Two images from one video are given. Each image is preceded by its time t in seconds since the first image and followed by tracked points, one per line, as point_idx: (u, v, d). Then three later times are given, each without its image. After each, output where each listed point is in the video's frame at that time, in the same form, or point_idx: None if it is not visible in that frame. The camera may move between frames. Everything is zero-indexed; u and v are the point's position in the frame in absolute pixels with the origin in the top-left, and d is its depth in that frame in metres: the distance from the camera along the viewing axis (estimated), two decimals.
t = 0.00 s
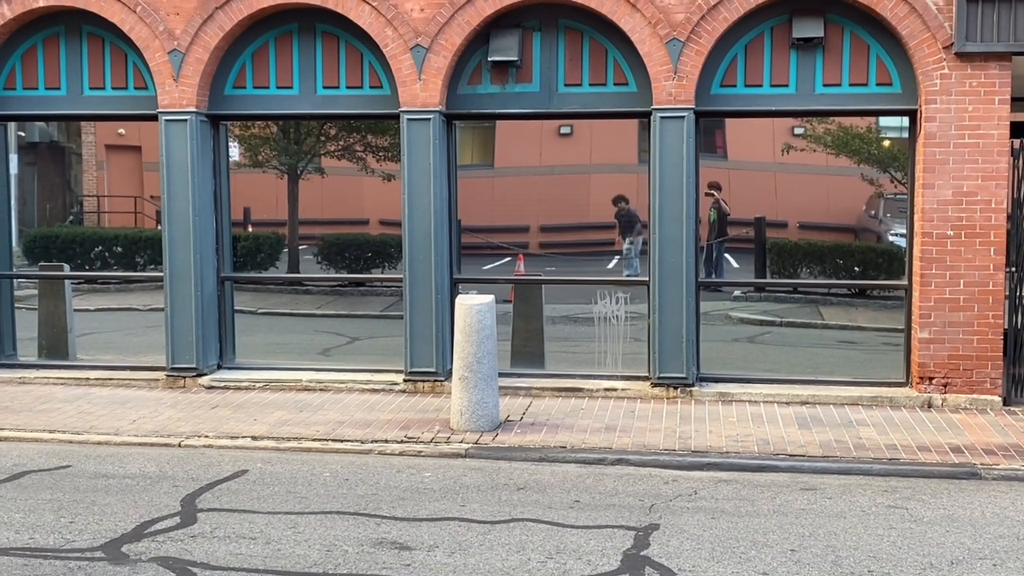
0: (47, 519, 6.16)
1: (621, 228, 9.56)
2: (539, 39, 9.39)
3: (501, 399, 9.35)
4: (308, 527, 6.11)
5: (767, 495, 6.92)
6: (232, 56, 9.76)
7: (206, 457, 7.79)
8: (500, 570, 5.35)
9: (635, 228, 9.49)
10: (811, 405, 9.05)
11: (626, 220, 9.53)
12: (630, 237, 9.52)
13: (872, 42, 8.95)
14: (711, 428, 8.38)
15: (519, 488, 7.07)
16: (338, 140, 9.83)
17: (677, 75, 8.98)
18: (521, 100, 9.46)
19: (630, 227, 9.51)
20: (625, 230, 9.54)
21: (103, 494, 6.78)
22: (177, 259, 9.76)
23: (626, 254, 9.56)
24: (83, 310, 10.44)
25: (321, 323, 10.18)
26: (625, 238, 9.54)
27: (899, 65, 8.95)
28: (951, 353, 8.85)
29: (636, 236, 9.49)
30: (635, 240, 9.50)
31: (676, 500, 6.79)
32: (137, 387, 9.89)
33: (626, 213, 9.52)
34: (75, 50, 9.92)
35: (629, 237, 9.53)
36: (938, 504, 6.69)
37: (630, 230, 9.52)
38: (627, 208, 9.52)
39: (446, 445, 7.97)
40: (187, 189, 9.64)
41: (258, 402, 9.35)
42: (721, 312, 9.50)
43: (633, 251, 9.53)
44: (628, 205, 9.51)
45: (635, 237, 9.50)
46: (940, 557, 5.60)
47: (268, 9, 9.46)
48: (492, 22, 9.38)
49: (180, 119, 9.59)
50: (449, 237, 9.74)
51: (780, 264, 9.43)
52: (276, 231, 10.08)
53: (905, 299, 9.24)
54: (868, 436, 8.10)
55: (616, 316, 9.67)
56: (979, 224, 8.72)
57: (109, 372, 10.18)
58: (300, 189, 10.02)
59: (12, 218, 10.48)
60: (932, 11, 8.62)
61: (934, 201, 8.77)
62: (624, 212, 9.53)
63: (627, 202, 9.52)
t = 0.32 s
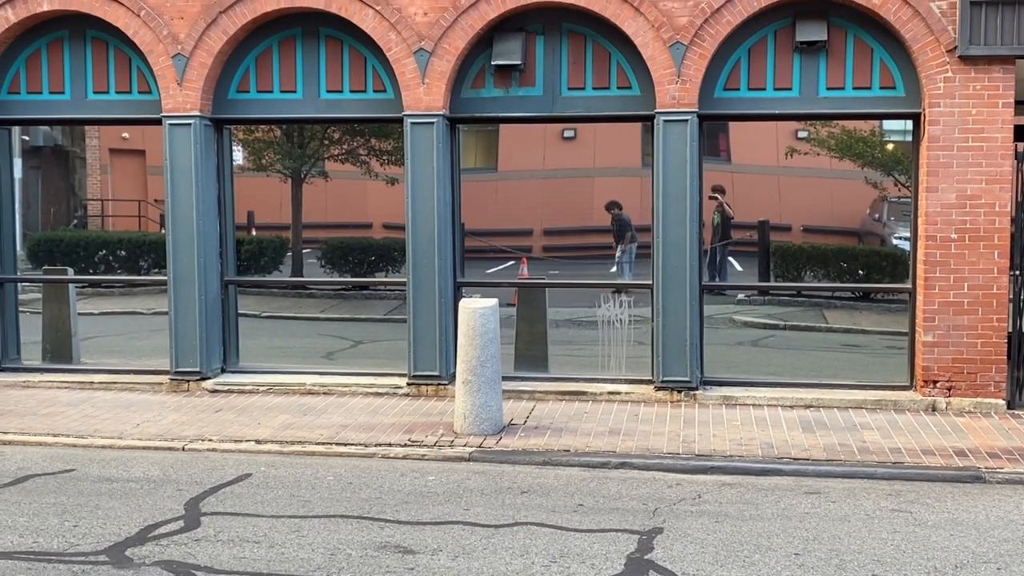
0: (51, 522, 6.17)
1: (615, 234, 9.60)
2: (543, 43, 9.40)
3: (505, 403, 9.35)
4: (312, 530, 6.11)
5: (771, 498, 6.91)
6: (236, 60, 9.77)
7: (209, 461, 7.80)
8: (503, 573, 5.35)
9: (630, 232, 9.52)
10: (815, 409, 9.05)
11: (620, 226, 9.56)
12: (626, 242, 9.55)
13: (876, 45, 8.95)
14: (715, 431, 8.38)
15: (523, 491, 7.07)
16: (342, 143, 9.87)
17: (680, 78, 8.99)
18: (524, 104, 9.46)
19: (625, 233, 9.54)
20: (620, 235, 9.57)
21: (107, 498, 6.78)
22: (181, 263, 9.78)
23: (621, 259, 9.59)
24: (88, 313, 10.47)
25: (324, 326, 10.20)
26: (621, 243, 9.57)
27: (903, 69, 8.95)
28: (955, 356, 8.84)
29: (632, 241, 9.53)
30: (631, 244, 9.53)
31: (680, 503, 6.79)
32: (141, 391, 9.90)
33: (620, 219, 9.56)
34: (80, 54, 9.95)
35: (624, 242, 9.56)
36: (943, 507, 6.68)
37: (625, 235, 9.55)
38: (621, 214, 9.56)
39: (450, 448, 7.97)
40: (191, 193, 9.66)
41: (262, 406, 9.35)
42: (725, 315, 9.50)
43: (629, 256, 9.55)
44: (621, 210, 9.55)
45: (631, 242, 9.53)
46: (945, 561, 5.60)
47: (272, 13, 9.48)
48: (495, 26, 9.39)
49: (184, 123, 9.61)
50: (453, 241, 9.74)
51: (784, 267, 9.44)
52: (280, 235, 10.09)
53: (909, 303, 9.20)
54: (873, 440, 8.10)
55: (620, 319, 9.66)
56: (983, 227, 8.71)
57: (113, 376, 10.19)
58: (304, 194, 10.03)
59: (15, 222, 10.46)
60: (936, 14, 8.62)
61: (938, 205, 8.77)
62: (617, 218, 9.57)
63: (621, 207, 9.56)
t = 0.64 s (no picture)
0: (54, 526, 6.17)
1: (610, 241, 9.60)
2: (546, 47, 9.41)
3: (508, 407, 9.35)
4: (315, 534, 6.11)
5: (774, 502, 6.91)
6: (239, 64, 9.79)
7: (213, 464, 7.80)
8: None
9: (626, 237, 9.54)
10: (819, 412, 9.05)
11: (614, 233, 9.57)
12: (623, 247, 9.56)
13: (879, 49, 8.96)
14: (718, 435, 8.38)
15: (526, 495, 7.07)
16: (345, 147, 9.87)
17: (683, 82, 8.99)
18: (527, 108, 9.47)
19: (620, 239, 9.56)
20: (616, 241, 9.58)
21: (110, 501, 6.79)
22: (184, 267, 9.79)
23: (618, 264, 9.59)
24: (91, 317, 10.48)
25: (327, 330, 10.20)
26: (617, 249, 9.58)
27: (905, 72, 8.96)
28: (958, 359, 8.84)
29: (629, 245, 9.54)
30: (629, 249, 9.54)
31: (683, 507, 6.79)
32: (144, 395, 9.91)
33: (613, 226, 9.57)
34: (83, 58, 9.96)
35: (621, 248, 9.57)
36: (946, 511, 6.68)
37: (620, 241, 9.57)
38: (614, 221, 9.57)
39: (453, 452, 7.97)
40: (194, 197, 9.67)
41: (265, 409, 9.36)
42: (728, 318, 9.50)
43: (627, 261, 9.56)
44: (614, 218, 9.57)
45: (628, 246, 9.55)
46: (948, 565, 5.60)
47: (275, 18, 9.49)
48: (498, 30, 9.40)
49: (187, 127, 9.62)
50: (456, 244, 9.75)
51: (787, 270, 9.45)
52: (283, 239, 10.09)
53: (913, 306, 9.22)
54: (876, 443, 8.09)
55: (623, 323, 9.67)
56: (986, 230, 8.71)
57: (116, 380, 10.20)
58: (307, 198, 10.04)
59: (19, 226, 10.46)
60: (939, 17, 8.62)
61: (941, 208, 8.77)
62: (610, 225, 9.58)
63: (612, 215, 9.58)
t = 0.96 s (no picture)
0: (57, 530, 6.17)
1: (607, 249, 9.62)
2: (549, 51, 9.42)
3: (511, 411, 9.35)
4: (318, 538, 6.11)
5: (777, 506, 6.90)
6: (242, 68, 9.80)
7: (216, 468, 7.80)
8: None
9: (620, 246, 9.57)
10: (822, 416, 9.04)
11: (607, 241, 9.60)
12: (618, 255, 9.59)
13: (882, 52, 8.96)
14: (721, 439, 8.37)
15: (529, 498, 7.06)
16: (348, 151, 9.87)
17: (686, 85, 9.00)
18: (530, 111, 9.49)
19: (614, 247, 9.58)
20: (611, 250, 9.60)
21: (113, 505, 6.79)
22: (187, 271, 9.80)
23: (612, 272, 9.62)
24: (94, 321, 10.48)
25: (330, 333, 10.19)
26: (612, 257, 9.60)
27: (908, 76, 8.96)
28: (962, 363, 8.83)
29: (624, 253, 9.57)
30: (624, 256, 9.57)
31: (686, 511, 6.78)
32: (147, 399, 9.92)
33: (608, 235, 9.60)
34: (86, 62, 9.98)
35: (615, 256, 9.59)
36: (950, 515, 6.66)
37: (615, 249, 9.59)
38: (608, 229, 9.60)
39: (456, 455, 7.96)
40: (197, 200, 9.68)
41: (268, 413, 9.36)
42: (731, 322, 9.49)
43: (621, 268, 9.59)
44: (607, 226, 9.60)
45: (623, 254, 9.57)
46: (952, 568, 5.59)
47: (278, 22, 9.51)
48: (501, 33, 9.41)
49: (190, 131, 9.64)
50: (459, 248, 9.76)
51: (790, 274, 9.44)
52: (286, 243, 10.10)
53: (916, 310, 9.23)
54: (879, 447, 8.08)
55: (626, 326, 9.68)
56: (989, 234, 8.71)
57: (119, 384, 10.20)
58: (310, 202, 10.05)
59: (23, 229, 10.50)
60: (942, 21, 8.62)
61: (944, 211, 8.77)
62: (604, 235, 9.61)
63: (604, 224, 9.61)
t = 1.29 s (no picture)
0: (61, 533, 6.19)
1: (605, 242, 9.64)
2: (552, 54, 9.44)
3: (514, 413, 9.35)
4: (321, 540, 6.11)
5: (780, 508, 6.90)
6: (245, 72, 9.82)
7: (220, 471, 7.81)
8: None
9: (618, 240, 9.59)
10: (825, 418, 9.03)
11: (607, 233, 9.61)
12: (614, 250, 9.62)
13: (884, 54, 8.97)
14: (724, 441, 8.37)
15: (532, 501, 7.06)
16: (351, 153, 9.88)
17: (688, 88, 9.01)
18: (533, 114, 9.50)
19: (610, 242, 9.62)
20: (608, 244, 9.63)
21: (117, 508, 6.80)
22: (190, 274, 9.81)
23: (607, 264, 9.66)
24: (97, 324, 10.48)
25: (333, 336, 10.20)
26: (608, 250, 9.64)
27: (911, 78, 8.96)
28: (965, 365, 8.83)
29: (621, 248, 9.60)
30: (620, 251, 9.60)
31: (689, 513, 6.78)
32: (151, 402, 9.93)
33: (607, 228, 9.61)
34: (90, 66, 10.01)
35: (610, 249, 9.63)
36: (953, 517, 6.66)
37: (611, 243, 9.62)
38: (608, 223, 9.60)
39: (459, 458, 7.97)
40: (201, 203, 9.70)
41: (271, 416, 9.37)
42: (734, 325, 9.49)
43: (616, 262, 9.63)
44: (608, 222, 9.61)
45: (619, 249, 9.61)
46: (955, 571, 5.59)
47: (281, 25, 9.52)
48: (504, 36, 9.42)
49: (194, 134, 9.65)
50: (462, 251, 9.77)
51: (793, 277, 9.43)
52: (289, 245, 10.11)
53: (919, 312, 9.22)
54: (882, 450, 8.07)
55: (629, 329, 9.67)
56: (992, 236, 8.71)
57: (123, 387, 10.22)
58: (313, 205, 10.05)
59: (26, 233, 10.52)
60: (944, 23, 8.63)
61: (947, 214, 8.76)
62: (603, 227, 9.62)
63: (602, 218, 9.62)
